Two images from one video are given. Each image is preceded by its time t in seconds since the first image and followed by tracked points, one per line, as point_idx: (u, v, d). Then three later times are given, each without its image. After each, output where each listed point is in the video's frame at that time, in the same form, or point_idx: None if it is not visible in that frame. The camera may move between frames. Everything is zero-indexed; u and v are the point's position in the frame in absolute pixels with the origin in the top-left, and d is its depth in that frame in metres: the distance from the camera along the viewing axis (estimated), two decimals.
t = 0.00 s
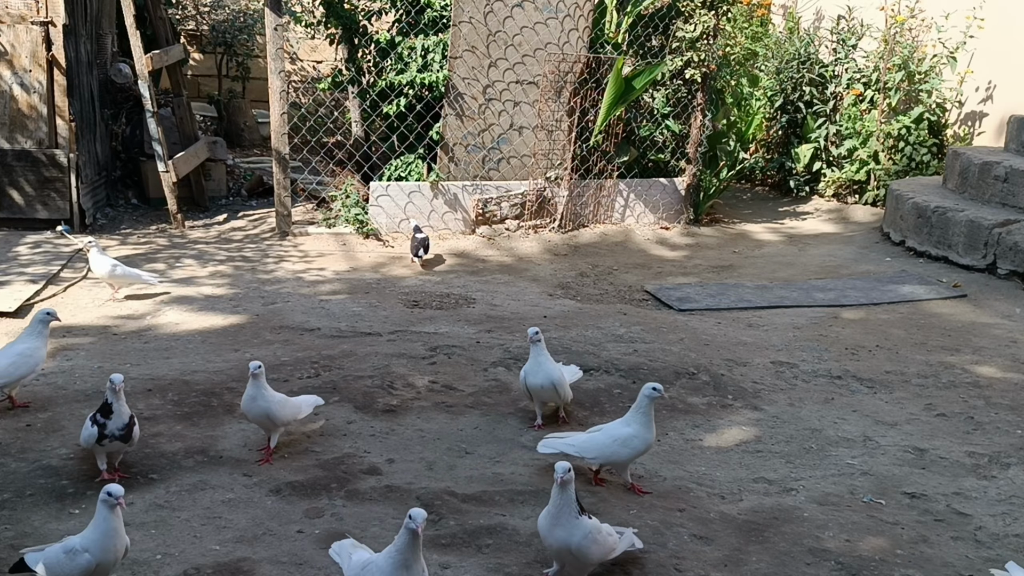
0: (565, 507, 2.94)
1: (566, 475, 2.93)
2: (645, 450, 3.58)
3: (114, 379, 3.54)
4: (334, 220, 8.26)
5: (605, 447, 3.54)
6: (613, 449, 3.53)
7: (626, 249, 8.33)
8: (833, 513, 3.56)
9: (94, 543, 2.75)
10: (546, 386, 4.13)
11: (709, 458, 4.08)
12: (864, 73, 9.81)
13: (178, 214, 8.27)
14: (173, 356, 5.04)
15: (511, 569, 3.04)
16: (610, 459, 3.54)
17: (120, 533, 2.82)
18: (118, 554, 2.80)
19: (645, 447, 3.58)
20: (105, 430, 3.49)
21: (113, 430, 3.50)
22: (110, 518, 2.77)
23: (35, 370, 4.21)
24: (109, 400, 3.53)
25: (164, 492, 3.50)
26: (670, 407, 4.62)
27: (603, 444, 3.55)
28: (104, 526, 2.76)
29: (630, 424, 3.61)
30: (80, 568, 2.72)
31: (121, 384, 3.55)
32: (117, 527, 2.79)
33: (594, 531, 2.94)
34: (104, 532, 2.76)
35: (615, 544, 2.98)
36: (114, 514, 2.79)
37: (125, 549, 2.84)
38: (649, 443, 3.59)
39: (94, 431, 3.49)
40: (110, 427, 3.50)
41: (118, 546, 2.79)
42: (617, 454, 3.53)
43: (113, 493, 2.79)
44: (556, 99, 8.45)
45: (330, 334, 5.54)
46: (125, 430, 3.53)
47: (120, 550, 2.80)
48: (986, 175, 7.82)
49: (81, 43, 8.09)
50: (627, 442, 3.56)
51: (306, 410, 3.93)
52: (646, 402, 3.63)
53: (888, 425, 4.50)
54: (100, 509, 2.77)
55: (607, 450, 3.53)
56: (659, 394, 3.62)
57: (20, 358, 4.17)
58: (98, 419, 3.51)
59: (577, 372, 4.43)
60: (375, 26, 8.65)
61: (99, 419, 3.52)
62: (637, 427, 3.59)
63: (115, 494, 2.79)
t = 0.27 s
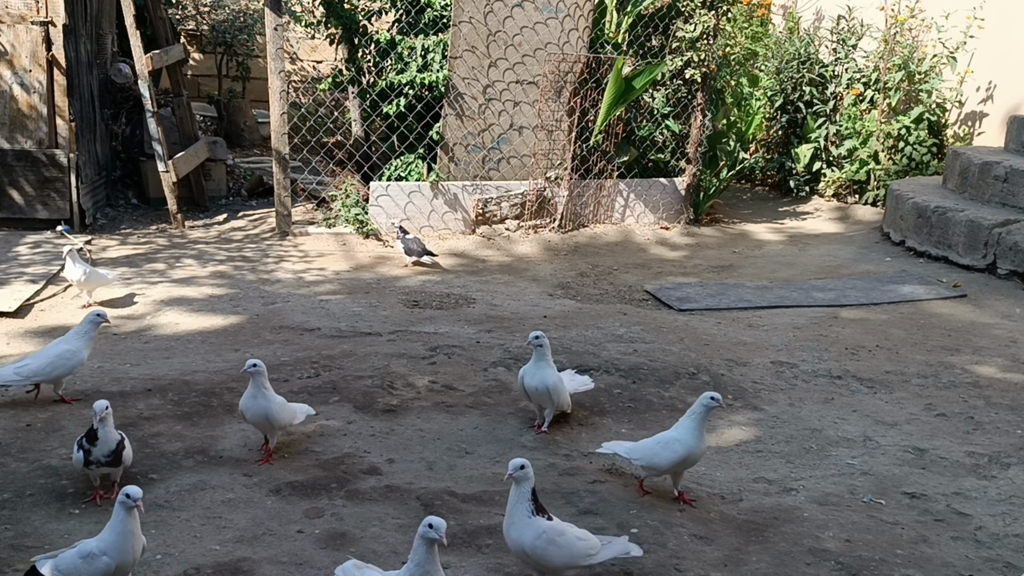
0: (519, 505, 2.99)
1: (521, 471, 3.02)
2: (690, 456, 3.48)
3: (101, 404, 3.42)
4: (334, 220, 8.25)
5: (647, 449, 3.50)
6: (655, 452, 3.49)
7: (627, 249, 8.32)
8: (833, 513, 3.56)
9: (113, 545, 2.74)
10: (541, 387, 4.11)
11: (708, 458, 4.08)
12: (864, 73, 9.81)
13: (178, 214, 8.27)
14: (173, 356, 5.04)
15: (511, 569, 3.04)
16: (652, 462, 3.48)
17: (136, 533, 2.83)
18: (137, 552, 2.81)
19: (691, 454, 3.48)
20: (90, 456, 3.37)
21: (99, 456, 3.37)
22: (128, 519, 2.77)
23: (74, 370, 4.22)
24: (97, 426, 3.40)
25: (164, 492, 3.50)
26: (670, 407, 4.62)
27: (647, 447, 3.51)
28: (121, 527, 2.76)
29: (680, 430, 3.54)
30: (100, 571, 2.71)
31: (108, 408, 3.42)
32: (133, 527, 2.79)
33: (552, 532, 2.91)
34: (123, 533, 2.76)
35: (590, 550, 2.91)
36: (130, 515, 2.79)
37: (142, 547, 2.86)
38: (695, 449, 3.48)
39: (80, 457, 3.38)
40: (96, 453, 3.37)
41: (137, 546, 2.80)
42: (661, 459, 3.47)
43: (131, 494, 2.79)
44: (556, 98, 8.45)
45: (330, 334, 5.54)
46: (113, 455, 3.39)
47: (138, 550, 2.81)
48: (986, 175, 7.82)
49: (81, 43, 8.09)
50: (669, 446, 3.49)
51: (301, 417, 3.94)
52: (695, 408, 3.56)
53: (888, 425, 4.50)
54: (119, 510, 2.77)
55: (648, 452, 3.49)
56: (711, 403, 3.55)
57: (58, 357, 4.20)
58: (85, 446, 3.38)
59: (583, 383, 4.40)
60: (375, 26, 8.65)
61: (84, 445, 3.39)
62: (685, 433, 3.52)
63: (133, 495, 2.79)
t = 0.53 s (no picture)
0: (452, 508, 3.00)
1: (441, 473, 3.07)
2: (743, 471, 3.43)
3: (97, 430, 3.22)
4: (334, 220, 8.28)
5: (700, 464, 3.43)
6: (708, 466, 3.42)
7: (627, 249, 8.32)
8: (833, 513, 3.56)
9: (125, 539, 2.74)
10: (541, 389, 4.10)
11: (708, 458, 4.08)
12: (864, 73, 9.81)
13: (178, 214, 8.27)
14: (173, 356, 5.04)
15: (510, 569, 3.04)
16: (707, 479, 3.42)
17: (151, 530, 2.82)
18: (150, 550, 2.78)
19: (743, 468, 3.43)
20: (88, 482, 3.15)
21: (97, 482, 3.16)
22: (143, 514, 2.78)
23: (116, 368, 4.24)
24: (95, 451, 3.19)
25: (164, 492, 3.50)
26: (670, 407, 4.62)
27: (699, 462, 3.44)
28: (135, 520, 2.77)
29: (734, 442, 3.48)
30: (110, 565, 2.68)
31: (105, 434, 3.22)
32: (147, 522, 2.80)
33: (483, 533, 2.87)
34: (137, 527, 2.76)
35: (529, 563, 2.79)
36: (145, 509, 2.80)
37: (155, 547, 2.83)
38: (748, 464, 3.44)
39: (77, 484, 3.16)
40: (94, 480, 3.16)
41: (148, 542, 2.78)
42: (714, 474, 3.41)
43: (145, 485, 2.80)
44: (556, 98, 8.44)
45: (330, 335, 5.54)
46: (112, 482, 3.18)
47: (150, 549, 2.79)
48: (986, 175, 7.82)
49: (81, 43, 8.09)
50: (722, 461, 3.43)
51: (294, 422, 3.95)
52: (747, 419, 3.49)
53: (888, 425, 4.50)
54: (135, 503, 2.78)
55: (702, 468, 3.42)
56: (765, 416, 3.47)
57: (103, 353, 4.26)
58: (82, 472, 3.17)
59: (577, 385, 4.40)
60: (375, 26, 8.65)
61: (82, 470, 3.18)
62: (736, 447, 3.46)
63: (147, 487, 2.80)
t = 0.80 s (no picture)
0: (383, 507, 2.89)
1: (385, 476, 2.89)
2: (795, 481, 3.28)
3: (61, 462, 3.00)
4: (334, 220, 8.29)
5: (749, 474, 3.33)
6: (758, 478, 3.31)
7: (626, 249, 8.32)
8: (833, 513, 3.56)
9: (120, 543, 2.75)
10: (539, 390, 4.08)
11: (708, 458, 4.08)
12: (864, 73, 9.82)
13: (178, 214, 8.27)
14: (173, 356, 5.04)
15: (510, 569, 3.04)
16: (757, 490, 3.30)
17: (151, 535, 2.79)
18: (146, 556, 2.76)
19: (796, 478, 3.28)
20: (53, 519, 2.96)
21: (59, 518, 2.96)
22: (138, 519, 2.75)
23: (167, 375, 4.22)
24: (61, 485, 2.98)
25: (164, 492, 3.50)
26: (670, 407, 4.62)
27: (749, 471, 3.34)
28: (130, 525, 2.76)
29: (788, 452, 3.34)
30: (105, 568, 2.73)
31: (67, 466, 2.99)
32: (144, 527, 2.77)
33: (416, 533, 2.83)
34: (131, 533, 2.74)
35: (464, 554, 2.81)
36: (140, 515, 2.76)
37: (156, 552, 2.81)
38: (801, 474, 3.29)
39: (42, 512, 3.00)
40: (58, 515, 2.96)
41: (145, 549, 2.76)
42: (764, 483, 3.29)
43: (138, 491, 2.76)
44: (556, 99, 8.44)
45: (330, 335, 5.54)
46: (74, 520, 2.96)
47: (149, 554, 2.77)
48: (986, 175, 7.83)
49: (81, 43, 8.09)
50: (772, 470, 3.31)
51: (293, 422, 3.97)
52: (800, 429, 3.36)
53: (888, 425, 4.50)
54: (130, 509, 2.75)
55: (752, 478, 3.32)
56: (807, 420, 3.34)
57: (156, 359, 4.23)
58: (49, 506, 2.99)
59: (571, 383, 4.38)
60: (375, 26, 8.65)
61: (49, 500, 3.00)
62: (789, 456, 3.33)
63: (138, 493, 2.76)
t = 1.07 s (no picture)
0: (337, 541, 2.70)
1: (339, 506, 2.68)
2: (861, 503, 3.22)
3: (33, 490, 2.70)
4: (334, 220, 8.28)
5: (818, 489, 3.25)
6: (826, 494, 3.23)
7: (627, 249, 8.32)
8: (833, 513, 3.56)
9: (125, 541, 2.74)
10: (544, 393, 4.08)
11: (708, 458, 4.08)
12: (864, 73, 9.81)
13: (178, 214, 8.27)
14: (173, 356, 5.04)
15: (510, 569, 3.04)
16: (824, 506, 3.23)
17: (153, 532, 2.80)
18: (151, 553, 2.77)
19: (862, 501, 3.22)
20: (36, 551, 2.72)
21: (46, 548, 2.72)
22: (144, 517, 2.76)
23: (207, 381, 4.19)
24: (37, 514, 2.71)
25: (164, 492, 3.50)
26: (670, 407, 4.62)
27: (812, 489, 3.26)
28: (135, 523, 2.75)
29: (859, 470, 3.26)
30: (110, 567, 2.71)
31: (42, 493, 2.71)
32: (149, 525, 2.77)
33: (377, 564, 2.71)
34: (138, 531, 2.75)
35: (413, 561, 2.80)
36: (144, 513, 2.76)
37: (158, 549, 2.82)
38: (868, 495, 3.23)
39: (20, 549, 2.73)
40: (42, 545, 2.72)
41: (150, 546, 2.77)
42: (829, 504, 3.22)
43: (144, 489, 2.76)
44: (556, 98, 8.44)
45: (329, 335, 5.54)
46: (62, 544, 2.74)
47: (153, 551, 2.78)
48: (986, 175, 7.83)
49: (81, 43, 8.09)
50: (839, 490, 3.23)
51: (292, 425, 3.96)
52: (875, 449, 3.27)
53: (888, 425, 4.50)
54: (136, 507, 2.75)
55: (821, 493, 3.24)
56: (887, 443, 3.26)
57: (198, 364, 4.22)
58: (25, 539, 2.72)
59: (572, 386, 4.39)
60: (375, 26, 8.65)
61: (26, 533, 2.73)
62: (856, 475, 3.25)
63: (144, 490, 2.76)
